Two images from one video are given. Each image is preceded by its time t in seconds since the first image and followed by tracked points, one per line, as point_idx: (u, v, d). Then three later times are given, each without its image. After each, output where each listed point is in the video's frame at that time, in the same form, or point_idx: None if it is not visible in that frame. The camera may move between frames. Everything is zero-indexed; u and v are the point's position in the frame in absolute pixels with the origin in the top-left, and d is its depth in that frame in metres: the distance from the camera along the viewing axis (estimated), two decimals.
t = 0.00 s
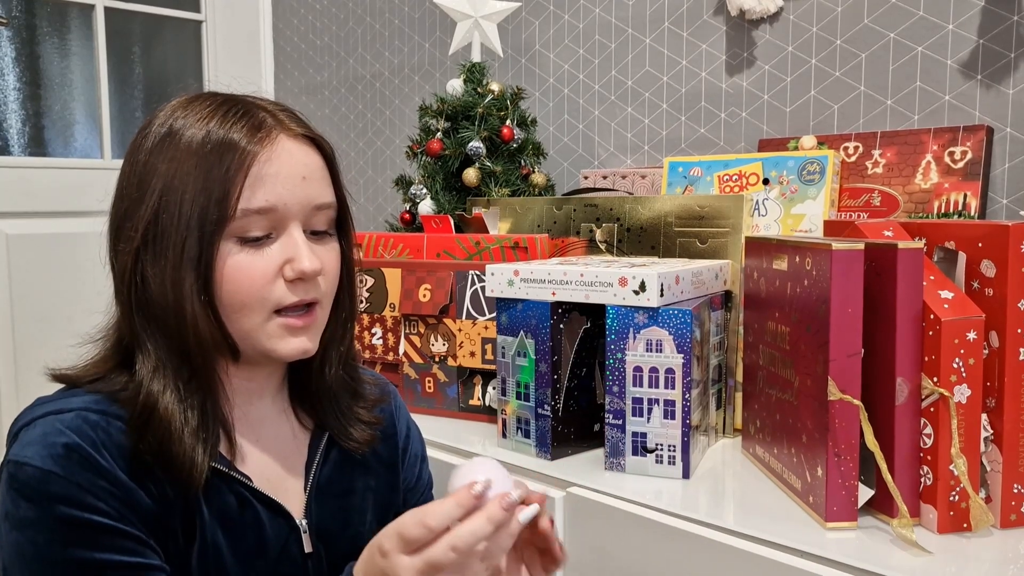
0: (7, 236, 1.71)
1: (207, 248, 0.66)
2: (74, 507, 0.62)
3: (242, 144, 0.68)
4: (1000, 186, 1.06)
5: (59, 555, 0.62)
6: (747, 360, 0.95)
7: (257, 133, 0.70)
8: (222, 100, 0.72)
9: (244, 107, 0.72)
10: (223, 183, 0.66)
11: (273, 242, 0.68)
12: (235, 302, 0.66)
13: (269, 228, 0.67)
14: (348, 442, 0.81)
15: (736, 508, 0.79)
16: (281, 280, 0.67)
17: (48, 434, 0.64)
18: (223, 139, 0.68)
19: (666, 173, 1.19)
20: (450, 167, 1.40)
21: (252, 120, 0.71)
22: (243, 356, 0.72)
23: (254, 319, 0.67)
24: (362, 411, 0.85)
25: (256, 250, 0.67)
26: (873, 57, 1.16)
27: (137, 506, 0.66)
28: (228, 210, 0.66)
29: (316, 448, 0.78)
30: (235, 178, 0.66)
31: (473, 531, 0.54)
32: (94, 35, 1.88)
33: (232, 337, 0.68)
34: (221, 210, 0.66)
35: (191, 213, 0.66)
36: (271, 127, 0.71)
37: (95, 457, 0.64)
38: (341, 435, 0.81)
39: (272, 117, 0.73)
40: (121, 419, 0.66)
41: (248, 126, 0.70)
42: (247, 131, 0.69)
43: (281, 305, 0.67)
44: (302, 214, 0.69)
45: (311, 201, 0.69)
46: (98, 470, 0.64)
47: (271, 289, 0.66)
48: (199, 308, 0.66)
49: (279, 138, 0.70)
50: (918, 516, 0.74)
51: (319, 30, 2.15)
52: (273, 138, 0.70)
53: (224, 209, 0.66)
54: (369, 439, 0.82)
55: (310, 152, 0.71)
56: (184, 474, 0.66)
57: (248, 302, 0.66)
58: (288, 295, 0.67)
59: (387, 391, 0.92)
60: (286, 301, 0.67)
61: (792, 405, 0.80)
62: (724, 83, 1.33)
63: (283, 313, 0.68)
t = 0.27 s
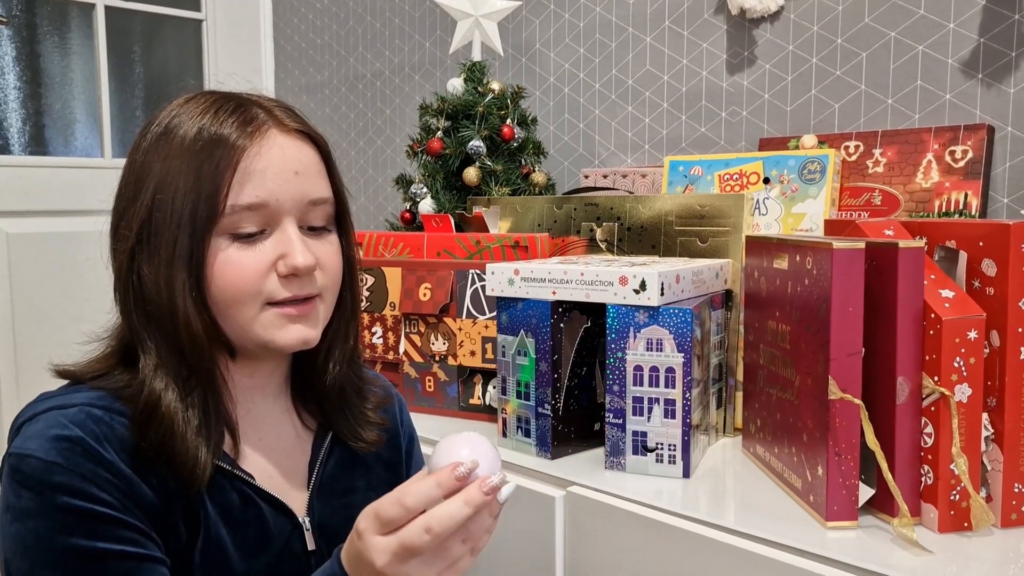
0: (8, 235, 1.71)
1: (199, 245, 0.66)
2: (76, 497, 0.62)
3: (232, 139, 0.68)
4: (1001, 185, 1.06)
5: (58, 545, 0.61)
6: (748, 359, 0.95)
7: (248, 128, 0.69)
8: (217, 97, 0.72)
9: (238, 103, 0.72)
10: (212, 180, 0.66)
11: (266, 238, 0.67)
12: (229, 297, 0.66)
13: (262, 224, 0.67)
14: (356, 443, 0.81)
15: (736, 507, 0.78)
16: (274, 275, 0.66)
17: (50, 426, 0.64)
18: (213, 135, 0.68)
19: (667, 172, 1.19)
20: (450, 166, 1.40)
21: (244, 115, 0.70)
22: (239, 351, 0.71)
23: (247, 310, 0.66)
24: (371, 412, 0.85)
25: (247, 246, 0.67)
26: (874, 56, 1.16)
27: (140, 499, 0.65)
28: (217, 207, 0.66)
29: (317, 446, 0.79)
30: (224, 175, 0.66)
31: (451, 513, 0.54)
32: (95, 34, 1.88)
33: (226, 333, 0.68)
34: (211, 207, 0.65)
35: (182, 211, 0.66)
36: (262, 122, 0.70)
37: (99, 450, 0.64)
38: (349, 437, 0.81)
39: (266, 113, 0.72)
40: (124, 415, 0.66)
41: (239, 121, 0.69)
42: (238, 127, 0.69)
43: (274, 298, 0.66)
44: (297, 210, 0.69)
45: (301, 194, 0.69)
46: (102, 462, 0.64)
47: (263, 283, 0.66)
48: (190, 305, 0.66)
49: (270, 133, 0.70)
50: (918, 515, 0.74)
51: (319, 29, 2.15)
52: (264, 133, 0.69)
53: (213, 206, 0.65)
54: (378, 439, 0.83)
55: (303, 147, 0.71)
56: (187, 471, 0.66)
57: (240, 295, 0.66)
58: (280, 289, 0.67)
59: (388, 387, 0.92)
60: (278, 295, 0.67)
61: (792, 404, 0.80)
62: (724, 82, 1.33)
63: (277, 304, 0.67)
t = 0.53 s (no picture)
0: (8, 234, 1.71)
1: (194, 244, 0.66)
2: (79, 493, 0.61)
3: (228, 137, 0.68)
4: (1001, 184, 1.06)
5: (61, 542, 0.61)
6: (748, 358, 0.95)
7: (244, 125, 0.69)
8: (214, 94, 0.72)
9: (235, 100, 0.72)
10: (207, 178, 0.66)
11: (262, 236, 0.67)
12: (226, 294, 0.66)
13: (259, 222, 0.67)
14: (358, 442, 0.82)
15: (737, 505, 0.79)
16: (271, 273, 0.66)
17: (53, 425, 0.63)
18: (210, 133, 0.68)
19: (668, 170, 1.19)
20: (451, 165, 1.40)
21: (240, 113, 0.70)
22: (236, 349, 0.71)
23: (245, 307, 0.66)
24: (373, 412, 0.86)
25: (245, 244, 0.66)
26: (875, 54, 1.16)
27: (143, 496, 0.65)
28: (213, 206, 0.65)
29: (319, 446, 0.79)
30: (218, 172, 0.66)
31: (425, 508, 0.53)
32: (95, 33, 1.88)
33: (222, 331, 0.68)
34: (206, 205, 0.65)
35: (177, 209, 0.65)
36: (259, 119, 0.70)
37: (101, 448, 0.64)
38: (352, 436, 0.82)
39: (264, 110, 0.72)
40: (127, 414, 0.66)
41: (235, 119, 0.69)
42: (234, 124, 0.69)
43: (272, 297, 0.66)
44: (293, 208, 0.68)
45: (303, 194, 0.69)
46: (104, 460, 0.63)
47: (260, 282, 0.66)
48: (186, 305, 0.66)
49: (267, 130, 0.70)
50: (919, 514, 0.74)
51: (320, 27, 2.15)
52: (260, 130, 0.69)
53: (209, 206, 0.65)
54: (380, 439, 0.84)
55: (300, 144, 0.70)
56: (192, 470, 0.66)
57: (237, 292, 0.66)
58: (278, 288, 0.66)
59: (390, 386, 0.92)
60: (276, 294, 0.66)
61: (793, 403, 0.80)
62: (725, 81, 1.33)
63: (275, 303, 0.67)
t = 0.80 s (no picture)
0: (8, 234, 1.71)
1: (191, 237, 0.66)
2: (61, 490, 0.62)
3: (226, 132, 0.68)
4: (1001, 184, 1.06)
5: (43, 539, 0.61)
6: (748, 358, 0.95)
7: (242, 121, 0.69)
8: (213, 92, 0.73)
9: (233, 97, 0.72)
10: (205, 173, 0.66)
11: (257, 232, 0.67)
12: (220, 289, 0.66)
13: (256, 216, 0.67)
14: (349, 441, 0.81)
15: (736, 505, 0.79)
16: (265, 268, 0.66)
17: (38, 422, 0.64)
18: (208, 129, 0.68)
19: (668, 170, 1.19)
20: (451, 165, 1.40)
21: (239, 109, 0.71)
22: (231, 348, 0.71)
23: (241, 301, 0.66)
24: (363, 411, 0.84)
25: (242, 238, 0.67)
26: (874, 54, 1.16)
27: (126, 494, 0.65)
28: (211, 202, 0.66)
29: (308, 446, 0.78)
30: (217, 166, 0.66)
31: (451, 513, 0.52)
32: (95, 33, 1.88)
33: (218, 327, 0.68)
34: (203, 199, 0.66)
35: (176, 202, 0.66)
36: (257, 116, 0.71)
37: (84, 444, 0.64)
38: (341, 436, 0.81)
39: (262, 106, 0.72)
40: (111, 410, 0.66)
41: (233, 115, 0.70)
42: (232, 120, 0.69)
43: (267, 292, 0.66)
44: (290, 204, 0.69)
45: (302, 191, 0.69)
46: (88, 456, 0.63)
47: (255, 277, 0.66)
48: (182, 298, 0.66)
49: (264, 126, 0.70)
50: (918, 514, 0.74)
51: (320, 27, 2.15)
52: (258, 126, 0.70)
53: (207, 202, 0.66)
54: (369, 438, 0.82)
55: (298, 142, 0.71)
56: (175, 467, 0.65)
57: (231, 287, 0.66)
58: (274, 283, 0.66)
59: (388, 387, 0.91)
60: (272, 289, 0.66)
61: (793, 403, 0.80)
62: (725, 81, 1.33)
63: (270, 299, 0.66)
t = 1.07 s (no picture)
0: (8, 233, 1.71)
1: (168, 222, 0.66)
2: (33, 486, 0.61)
3: (208, 120, 0.69)
4: (1001, 184, 1.06)
5: (13, 534, 0.61)
6: (748, 357, 0.95)
7: (226, 110, 0.70)
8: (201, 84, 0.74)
9: (224, 88, 0.73)
10: (185, 159, 0.67)
11: (235, 218, 0.68)
12: (192, 273, 0.66)
13: (232, 203, 0.68)
14: (334, 445, 0.79)
15: (736, 505, 0.79)
16: (239, 254, 0.66)
17: (14, 416, 0.63)
18: (192, 117, 0.69)
19: (668, 170, 1.19)
20: (450, 165, 1.40)
21: (224, 98, 0.71)
22: (205, 337, 0.71)
23: (210, 287, 0.66)
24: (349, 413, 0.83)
25: (216, 221, 0.67)
26: (875, 54, 1.16)
27: (100, 491, 0.65)
28: (190, 187, 0.66)
29: (292, 449, 0.77)
30: (196, 152, 0.67)
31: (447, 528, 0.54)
32: (96, 33, 1.88)
33: (189, 311, 0.68)
34: (181, 184, 0.66)
35: (155, 187, 0.66)
36: (242, 106, 0.71)
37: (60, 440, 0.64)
38: (327, 439, 0.79)
39: (250, 98, 0.73)
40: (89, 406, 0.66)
41: (218, 103, 0.70)
42: (216, 109, 0.70)
43: (236, 277, 0.66)
44: (268, 193, 0.69)
45: (276, 178, 0.69)
46: (62, 451, 0.63)
47: (228, 261, 0.66)
48: (156, 282, 0.67)
49: (249, 116, 0.71)
50: (918, 514, 0.74)
51: (320, 27, 2.15)
52: (242, 115, 0.70)
53: (186, 187, 0.66)
54: (355, 444, 0.81)
55: (282, 133, 0.71)
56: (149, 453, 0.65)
57: (203, 271, 0.66)
58: (244, 268, 0.66)
59: (378, 383, 0.91)
60: (241, 274, 0.66)
61: (793, 403, 0.80)
62: (725, 81, 1.33)
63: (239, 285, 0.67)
